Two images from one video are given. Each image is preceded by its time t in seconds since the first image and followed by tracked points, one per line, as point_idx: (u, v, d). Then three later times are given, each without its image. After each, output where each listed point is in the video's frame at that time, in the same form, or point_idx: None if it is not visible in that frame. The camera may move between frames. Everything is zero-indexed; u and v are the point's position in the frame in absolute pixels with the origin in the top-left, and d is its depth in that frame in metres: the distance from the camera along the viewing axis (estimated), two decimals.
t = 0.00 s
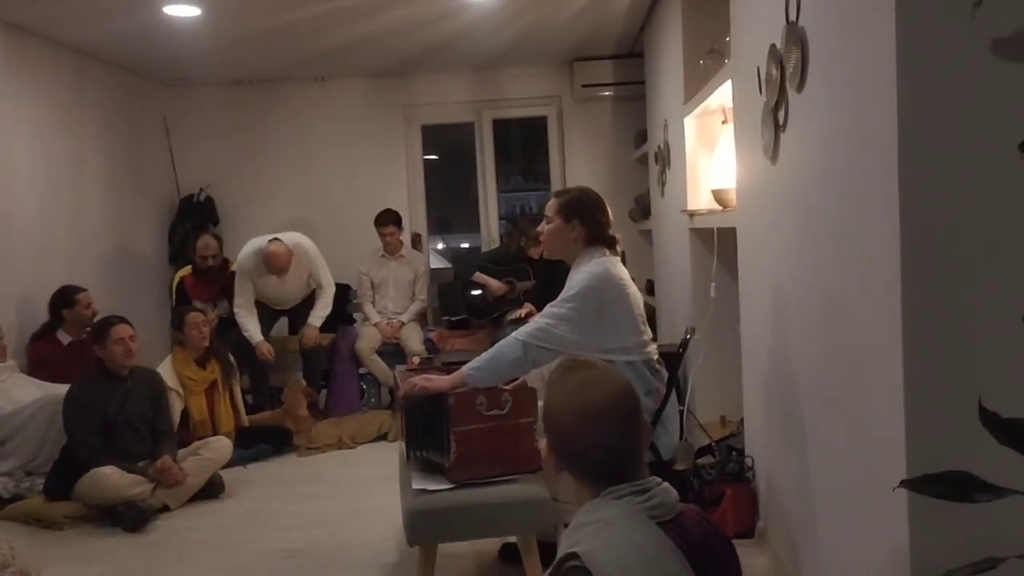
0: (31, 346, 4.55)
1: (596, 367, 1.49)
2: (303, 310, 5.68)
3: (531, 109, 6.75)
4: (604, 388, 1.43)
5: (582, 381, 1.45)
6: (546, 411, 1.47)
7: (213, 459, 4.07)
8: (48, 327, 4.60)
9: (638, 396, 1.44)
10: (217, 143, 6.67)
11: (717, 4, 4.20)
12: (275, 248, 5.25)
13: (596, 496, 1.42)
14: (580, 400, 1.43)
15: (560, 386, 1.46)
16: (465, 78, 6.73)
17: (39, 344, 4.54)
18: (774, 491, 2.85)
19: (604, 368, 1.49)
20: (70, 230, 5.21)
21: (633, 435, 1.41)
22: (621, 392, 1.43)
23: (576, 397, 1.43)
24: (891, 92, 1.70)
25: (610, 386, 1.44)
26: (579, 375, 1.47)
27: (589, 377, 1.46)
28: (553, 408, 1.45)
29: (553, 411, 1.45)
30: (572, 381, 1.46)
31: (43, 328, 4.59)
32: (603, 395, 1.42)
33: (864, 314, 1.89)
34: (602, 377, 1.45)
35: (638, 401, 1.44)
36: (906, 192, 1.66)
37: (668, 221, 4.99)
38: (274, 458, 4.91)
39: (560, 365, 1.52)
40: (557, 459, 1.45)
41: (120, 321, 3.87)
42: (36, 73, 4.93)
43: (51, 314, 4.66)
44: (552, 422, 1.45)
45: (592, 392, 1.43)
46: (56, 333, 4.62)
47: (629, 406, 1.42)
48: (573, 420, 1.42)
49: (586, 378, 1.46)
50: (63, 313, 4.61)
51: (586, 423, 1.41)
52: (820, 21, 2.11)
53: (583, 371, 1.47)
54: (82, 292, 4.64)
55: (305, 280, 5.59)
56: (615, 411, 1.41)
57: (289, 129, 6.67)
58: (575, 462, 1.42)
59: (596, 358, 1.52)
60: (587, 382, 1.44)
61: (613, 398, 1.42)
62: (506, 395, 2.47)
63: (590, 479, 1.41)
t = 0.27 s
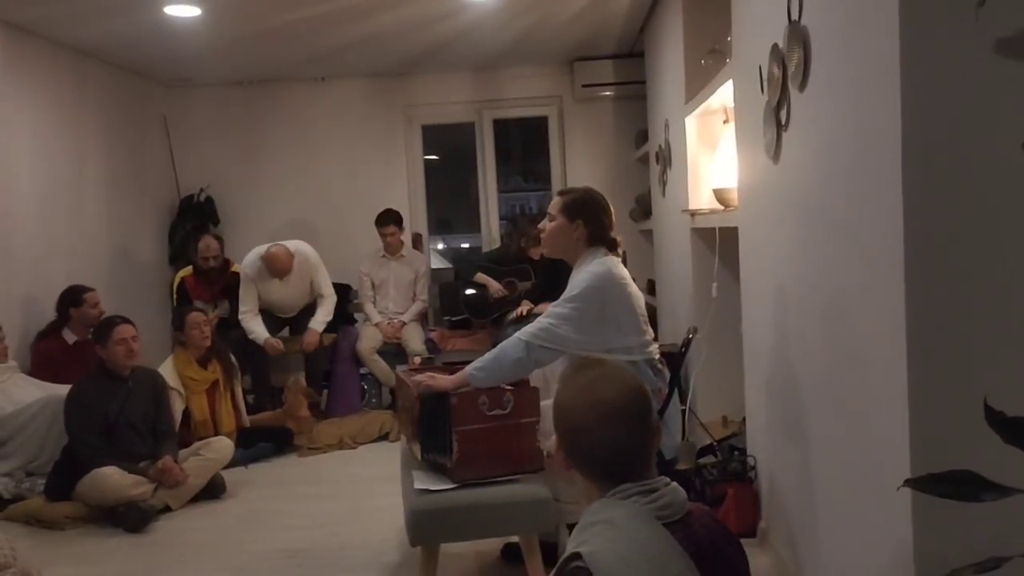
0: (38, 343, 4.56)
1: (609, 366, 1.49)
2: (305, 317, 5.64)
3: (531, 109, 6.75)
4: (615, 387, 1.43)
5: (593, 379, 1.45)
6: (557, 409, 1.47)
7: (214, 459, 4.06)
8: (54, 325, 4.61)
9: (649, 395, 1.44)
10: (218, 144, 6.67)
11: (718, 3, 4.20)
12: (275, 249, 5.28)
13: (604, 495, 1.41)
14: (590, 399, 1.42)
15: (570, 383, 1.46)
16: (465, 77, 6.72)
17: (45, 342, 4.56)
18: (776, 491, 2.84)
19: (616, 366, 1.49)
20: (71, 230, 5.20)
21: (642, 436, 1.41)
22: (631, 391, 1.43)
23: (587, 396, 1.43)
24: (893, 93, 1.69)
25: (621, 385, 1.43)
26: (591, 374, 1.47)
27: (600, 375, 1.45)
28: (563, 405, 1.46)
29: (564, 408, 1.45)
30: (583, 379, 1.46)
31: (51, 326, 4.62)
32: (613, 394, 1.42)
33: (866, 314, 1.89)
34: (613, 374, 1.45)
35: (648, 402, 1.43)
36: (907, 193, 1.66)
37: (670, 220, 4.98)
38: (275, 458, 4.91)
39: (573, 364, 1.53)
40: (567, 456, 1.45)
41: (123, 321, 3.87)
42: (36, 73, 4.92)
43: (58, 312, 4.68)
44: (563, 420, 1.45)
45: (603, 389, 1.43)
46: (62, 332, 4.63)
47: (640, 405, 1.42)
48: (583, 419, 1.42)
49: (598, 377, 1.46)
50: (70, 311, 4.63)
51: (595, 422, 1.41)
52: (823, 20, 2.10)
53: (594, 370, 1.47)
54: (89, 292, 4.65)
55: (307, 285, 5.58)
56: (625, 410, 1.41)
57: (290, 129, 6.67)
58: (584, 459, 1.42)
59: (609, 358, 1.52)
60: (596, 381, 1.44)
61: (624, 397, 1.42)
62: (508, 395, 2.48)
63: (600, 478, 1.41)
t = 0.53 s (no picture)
0: (48, 339, 4.57)
1: (609, 364, 1.48)
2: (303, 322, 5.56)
3: (532, 108, 6.74)
4: (616, 386, 1.43)
5: (596, 377, 1.45)
6: (559, 407, 1.47)
7: (214, 459, 4.06)
8: (63, 322, 4.64)
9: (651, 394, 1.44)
10: (218, 143, 6.66)
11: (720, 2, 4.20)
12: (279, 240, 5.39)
13: (606, 494, 1.42)
14: (591, 399, 1.42)
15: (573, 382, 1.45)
16: (466, 77, 6.72)
17: (55, 339, 4.56)
18: (777, 490, 2.84)
19: (619, 364, 1.49)
20: (72, 230, 5.20)
21: (643, 436, 1.41)
22: (634, 389, 1.43)
23: (587, 396, 1.43)
24: (896, 91, 1.69)
25: (624, 384, 1.43)
26: (593, 371, 1.46)
27: (601, 374, 1.45)
28: (566, 405, 1.45)
29: (567, 407, 1.45)
30: (586, 377, 1.45)
31: (58, 324, 4.62)
32: (614, 394, 1.42)
33: (869, 313, 1.88)
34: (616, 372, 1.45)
35: (648, 403, 1.43)
36: (909, 191, 1.65)
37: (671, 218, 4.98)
38: (276, 457, 4.91)
39: (573, 362, 1.52)
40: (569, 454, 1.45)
41: (127, 320, 3.87)
42: (37, 73, 4.92)
43: (68, 311, 4.72)
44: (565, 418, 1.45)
45: (603, 389, 1.43)
46: (71, 329, 4.63)
47: (642, 404, 1.42)
48: (584, 419, 1.42)
49: (601, 374, 1.45)
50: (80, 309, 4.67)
51: (595, 421, 1.41)
52: (826, 18, 2.09)
53: (594, 369, 1.46)
54: (100, 291, 4.69)
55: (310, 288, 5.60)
56: (628, 409, 1.40)
57: (290, 129, 6.67)
58: (586, 458, 1.42)
59: (610, 356, 1.51)
60: (596, 381, 1.44)
61: (628, 396, 1.42)
62: (510, 394, 2.48)
63: (601, 479, 1.42)
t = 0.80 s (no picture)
0: (60, 329, 4.59)
1: (607, 363, 1.47)
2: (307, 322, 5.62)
3: (538, 105, 6.74)
4: (614, 386, 1.42)
5: (594, 380, 1.43)
6: (557, 409, 1.45)
7: (218, 453, 4.07)
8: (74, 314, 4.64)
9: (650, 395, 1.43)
10: (224, 138, 6.66)
11: None
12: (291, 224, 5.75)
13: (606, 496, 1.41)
14: (590, 399, 1.41)
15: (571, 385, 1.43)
16: (472, 74, 6.71)
17: (66, 330, 4.58)
18: (781, 488, 2.83)
19: (615, 365, 1.47)
20: (78, 223, 5.21)
21: (642, 437, 1.40)
22: (634, 392, 1.42)
23: (586, 396, 1.42)
24: (905, 90, 1.68)
25: (624, 387, 1.42)
26: (588, 373, 1.45)
27: (599, 374, 1.44)
28: (565, 408, 1.43)
29: (566, 410, 1.43)
30: (583, 379, 1.44)
31: (70, 315, 4.64)
32: (613, 394, 1.41)
33: (876, 314, 1.87)
34: (614, 373, 1.44)
35: (647, 403, 1.42)
36: (915, 192, 1.65)
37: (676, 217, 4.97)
38: (280, 452, 4.92)
39: (570, 360, 1.51)
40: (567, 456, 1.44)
41: (135, 314, 3.88)
42: (44, 66, 4.93)
43: (79, 302, 4.71)
44: (565, 421, 1.43)
45: (601, 389, 1.42)
46: (81, 320, 4.64)
47: (643, 405, 1.41)
48: (583, 419, 1.41)
49: (599, 375, 1.44)
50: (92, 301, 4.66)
51: (594, 422, 1.40)
52: (835, 16, 2.09)
53: (592, 368, 1.45)
54: (112, 284, 4.68)
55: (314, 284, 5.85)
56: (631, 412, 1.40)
57: (296, 124, 6.66)
58: (586, 461, 1.41)
59: (609, 354, 1.50)
60: (595, 380, 1.43)
61: (628, 399, 1.41)
62: (514, 391, 2.50)
63: (600, 479, 1.41)
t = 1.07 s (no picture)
0: (74, 321, 4.61)
1: (611, 372, 1.47)
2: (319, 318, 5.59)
3: (552, 103, 6.71)
4: (618, 396, 1.41)
5: (597, 390, 1.43)
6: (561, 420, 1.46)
7: (229, 447, 4.07)
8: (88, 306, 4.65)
9: (654, 404, 1.43)
10: (238, 133, 6.67)
11: None
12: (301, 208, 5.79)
13: (612, 507, 1.41)
14: (593, 410, 1.41)
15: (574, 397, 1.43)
16: (487, 71, 6.69)
17: (81, 322, 4.60)
18: (795, 489, 2.81)
19: (619, 373, 1.47)
20: (92, 216, 5.22)
21: (646, 446, 1.40)
22: (639, 401, 1.41)
23: (590, 406, 1.41)
24: (928, 90, 1.66)
25: (627, 397, 1.41)
26: (591, 383, 1.45)
27: (603, 383, 1.44)
28: (568, 420, 1.43)
29: (569, 421, 1.43)
30: (586, 390, 1.44)
31: (84, 308, 4.66)
32: (616, 405, 1.40)
33: (896, 316, 1.86)
34: (618, 382, 1.43)
35: (652, 412, 1.42)
36: (938, 194, 1.63)
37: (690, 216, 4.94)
38: (290, 447, 4.92)
39: (573, 368, 1.51)
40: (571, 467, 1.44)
41: (148, 307, 3.88)
42: (60, 59, 4.94)
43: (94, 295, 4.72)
44: (568, 433, 1.44)
45: (605, 399, 1.41)
46: (95, 313, 4.65)
47: (646, 414, 1.41)
48: (586, 430, 1.41)
49: (602, 385, 1.44)
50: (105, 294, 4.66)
51: (597, 433, 1.40)
52: (858, 15, 2.06)
53: (596, 377, 1.45)
54: (126, 277, 4.67)
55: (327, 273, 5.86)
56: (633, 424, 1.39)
57: (309, 120, 6.67)
58: (591, 471, 1.42)
59: (612, 362, 1.50)
60: (598, 389, 1.43)
61: (631, 409, 1.41)
62: (527, 389, 2.48)
63: (606, 489, 1.41)
